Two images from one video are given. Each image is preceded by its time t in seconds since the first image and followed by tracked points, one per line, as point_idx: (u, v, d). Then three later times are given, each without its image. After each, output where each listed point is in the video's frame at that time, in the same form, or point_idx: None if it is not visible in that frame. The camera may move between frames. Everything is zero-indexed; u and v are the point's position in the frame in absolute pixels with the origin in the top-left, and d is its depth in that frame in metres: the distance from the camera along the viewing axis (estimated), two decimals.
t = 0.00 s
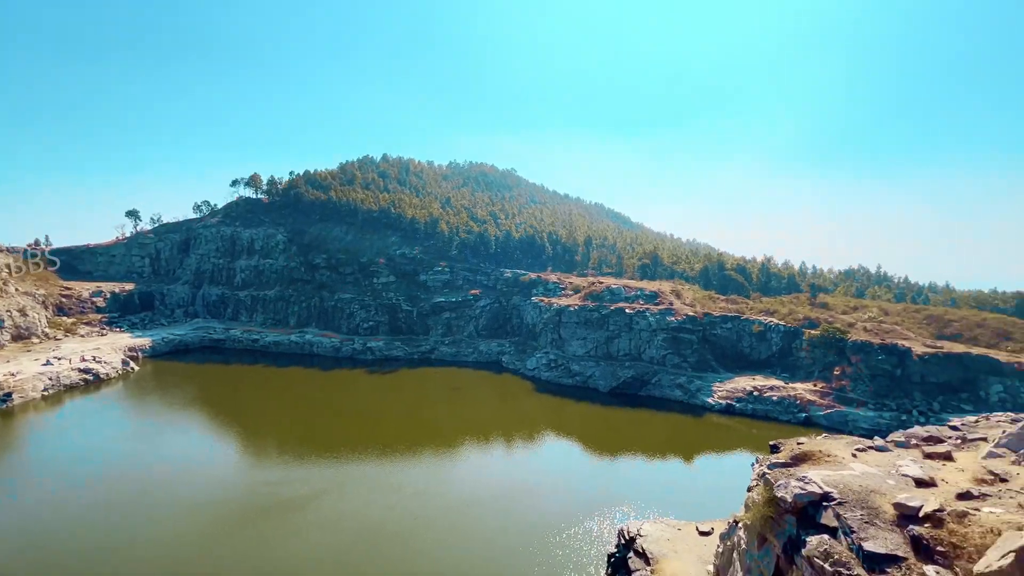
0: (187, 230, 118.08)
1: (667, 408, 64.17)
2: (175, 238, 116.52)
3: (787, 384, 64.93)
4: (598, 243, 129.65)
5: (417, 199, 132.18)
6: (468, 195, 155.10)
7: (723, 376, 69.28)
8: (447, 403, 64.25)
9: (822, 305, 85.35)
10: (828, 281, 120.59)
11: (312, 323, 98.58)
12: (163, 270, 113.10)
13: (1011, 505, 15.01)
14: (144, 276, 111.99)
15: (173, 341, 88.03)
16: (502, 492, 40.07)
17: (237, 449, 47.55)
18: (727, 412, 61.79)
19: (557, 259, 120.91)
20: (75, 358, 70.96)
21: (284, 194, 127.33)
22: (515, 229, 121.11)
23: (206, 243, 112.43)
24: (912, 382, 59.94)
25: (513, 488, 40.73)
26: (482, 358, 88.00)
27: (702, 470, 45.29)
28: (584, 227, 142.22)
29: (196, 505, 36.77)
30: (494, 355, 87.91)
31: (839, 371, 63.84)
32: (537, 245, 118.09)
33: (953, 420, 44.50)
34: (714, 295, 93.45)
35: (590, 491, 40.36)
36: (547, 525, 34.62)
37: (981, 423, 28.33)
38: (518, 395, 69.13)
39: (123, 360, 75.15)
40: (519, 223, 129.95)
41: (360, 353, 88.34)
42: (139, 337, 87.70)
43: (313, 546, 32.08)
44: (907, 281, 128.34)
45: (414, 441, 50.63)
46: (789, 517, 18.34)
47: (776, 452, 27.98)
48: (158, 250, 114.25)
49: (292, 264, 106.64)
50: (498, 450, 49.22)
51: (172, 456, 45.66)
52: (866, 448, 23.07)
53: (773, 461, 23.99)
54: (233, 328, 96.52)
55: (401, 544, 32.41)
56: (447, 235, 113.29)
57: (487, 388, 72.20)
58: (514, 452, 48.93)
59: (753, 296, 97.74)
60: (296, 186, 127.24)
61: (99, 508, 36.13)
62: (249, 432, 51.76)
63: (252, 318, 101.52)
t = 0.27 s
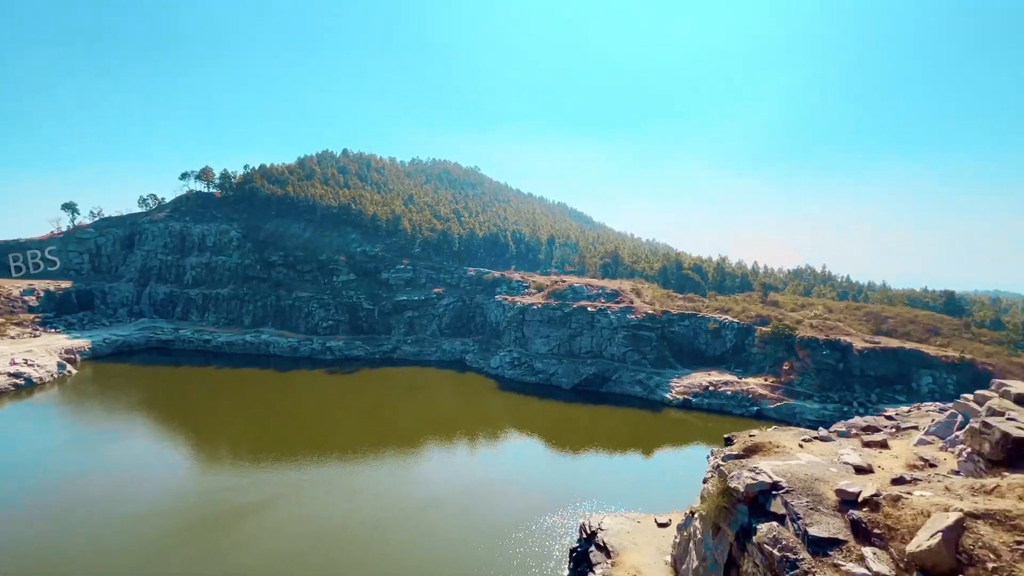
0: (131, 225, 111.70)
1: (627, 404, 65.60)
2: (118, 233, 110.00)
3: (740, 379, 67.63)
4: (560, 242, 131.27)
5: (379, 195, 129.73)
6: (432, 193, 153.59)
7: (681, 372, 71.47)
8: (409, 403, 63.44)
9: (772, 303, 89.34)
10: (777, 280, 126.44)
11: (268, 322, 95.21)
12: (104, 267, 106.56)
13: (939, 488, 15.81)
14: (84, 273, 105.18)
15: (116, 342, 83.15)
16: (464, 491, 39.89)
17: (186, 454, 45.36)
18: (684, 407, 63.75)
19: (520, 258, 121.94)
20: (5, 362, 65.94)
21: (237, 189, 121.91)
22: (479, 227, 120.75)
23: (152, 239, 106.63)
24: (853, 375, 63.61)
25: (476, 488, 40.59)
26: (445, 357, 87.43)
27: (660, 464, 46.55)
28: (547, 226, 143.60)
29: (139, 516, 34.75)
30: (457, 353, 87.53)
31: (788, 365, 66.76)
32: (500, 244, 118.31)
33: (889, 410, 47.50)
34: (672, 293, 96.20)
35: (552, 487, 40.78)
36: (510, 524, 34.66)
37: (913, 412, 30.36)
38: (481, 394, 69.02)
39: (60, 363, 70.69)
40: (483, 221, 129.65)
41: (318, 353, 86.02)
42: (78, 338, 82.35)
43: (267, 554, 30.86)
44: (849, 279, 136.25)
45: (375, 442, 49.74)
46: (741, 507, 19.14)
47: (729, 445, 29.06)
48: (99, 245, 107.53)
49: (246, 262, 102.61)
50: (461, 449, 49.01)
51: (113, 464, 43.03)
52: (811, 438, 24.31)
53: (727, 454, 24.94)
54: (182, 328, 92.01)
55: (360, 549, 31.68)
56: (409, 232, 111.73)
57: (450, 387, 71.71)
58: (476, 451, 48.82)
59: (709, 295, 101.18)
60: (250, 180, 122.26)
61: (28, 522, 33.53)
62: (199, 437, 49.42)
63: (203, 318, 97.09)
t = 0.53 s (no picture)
0: (70, 219, 104.79)
1: (590, 401, 66.66)
2: (55, 228, 102.93)
3: (697, 375, 69.91)
4: (524, 241, 132.09)
5: (340, 192, 126.61)
6: (395, 190, 151.25)
7: (642, 369, 73.21)
8: (371, 403, 62.33)
9: (728, 301, 92.77)
10: (732, 279, 131.49)
11: (222, 322, 91.44)
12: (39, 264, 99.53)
13: (877, 474, 16.82)
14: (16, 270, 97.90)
15: (53, 344, 77.92)
16: (429, 492, 39.49)
17: (132, 462, 42.87)
18: (645, 403, 65.33)
19: (485, 257, 121.78)
20: None
21: (189, 182, 115.84)
22: (443, 225, 119.72)
23: (94, 234, 100.27)
24: (801, 370, 66.90)
25: (439, 487, 40.27)
26: (408, 357, 86.40)
27: (622, 459, 47.58)
28: (511, 224, 144.10)
29: (80, 529, 32.60)
30: (421, 352, 86.71)
31: (742, 361, 69.44)
32: (465, 242, 117.88)
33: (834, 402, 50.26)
34: (633, 292, 98.38)
35: (517, 485, 40.97)
36: (475, 523, 34.59)
37: (855, 404, 32.22)
38: (445, 393, 68.56)
39: None
40: (447, 219, 128.60)
41: (276, 353, 83.26)
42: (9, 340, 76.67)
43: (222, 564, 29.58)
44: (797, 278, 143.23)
45: (336, 443, 48.63)
46: (698, 499, 19.84)
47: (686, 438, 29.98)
48: (33, 240, 100.23)
49: (198, 258, 98.11)
50: (424, 449, 48.55)
51: (50, 475, 40.26)
52: (762, 431, 25.39)
53: (684, 447, 25.72)
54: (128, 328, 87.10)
55: (322, 554, 30.83)
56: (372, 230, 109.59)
57: (413, 386, 70.88)
58: (441, 450, 48.49)
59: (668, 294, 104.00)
60: (203, 173, 116.50)
61: None
62: (146, 442, 46.91)
63: (151, 317, 92.23)
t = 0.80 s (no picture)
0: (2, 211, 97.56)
1: (555, 398, 67.33)
2: None
3: (659, 371, 71.75)
4: (490, 239, 132.15)
5: (301, 187, 123.04)
6: (358, 186, 148.22)
7: (605, 366, 74.49)
8: (333, 404, 60.95)
9: (687, 300, 95.57)
10: (692, 278, 135.62)
11: (174, 321, 87.38)
12: None
13: (824, 464, 17.72)
14: None
15: None
16: (393, 492, 38.96)
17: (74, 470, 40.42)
18: (608, 399, 66.57)
19: (451, 255, 121.04)
20: None
21: (137, 174, 109.18)
22: (408, 223, 118.18)
23: (30, 227, 93.49)
24: (756, 366, 69.64)
25: (404, 487, 39.85)
26: (372, 356, 84.96)
27: (586, 454, 48.39)
28: (477, 222, 143.82)
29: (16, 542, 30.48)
30: (385, 351, 85.52)
31: (701, 358, 71.70)
32: (430, 239, 116.83)
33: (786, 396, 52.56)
34: (597, 290, 99.96)
35: (482, 483, 40.97)
36: (441, 523, 34.39)
37: (805, 398, 33.82)
38: (410, 392, 67.74)
39: None
40: (412, 216, 127.01)
41: (233, 353, 80.21)
42: None
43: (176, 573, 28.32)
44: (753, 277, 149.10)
45: (297, 445, 47.40)
46: (659, 492, 20.41)
47: (648, 433, 30.72)
48: None
49: (147, 255, 93.29)
50: (389, 449, 47.95)
51: None
52: (719, 424, 26.34)
53: (646, 442, 26.34)
54: (69, 328, 81.91)
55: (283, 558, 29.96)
56: (334, 227, 106.98)
57: (377, 386, 69.74)
58: (406, 450, 47.99)
59: (631, 292, 106.27)
60: (153, 165, 110.23)
61: None
62: (90, 449, 44.34)
63: (95, 316, 87.07)
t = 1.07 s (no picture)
0: None
1: (522, 396, 67.62)
2: None
3: (624, 368, 73.11)
4: (458, 237, 131.45)
5: (262, 181, 119.14)
6: (323, 181, 144.66)
7: (573, 363, 75.33)
8: (296, 405, 59.43)
9: (652, 298, 97.67)
10: (656, 277, 138.73)
11: (125, 320, 83.18)
12: None
13: (780, 456, 18.46)
14: None
15: None
16: (357, 494, 38.27)
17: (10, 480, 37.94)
18: (575, 396, 67.37)
19: (418, 252, 119.70)
20: None
21: (83, 165, 103.04)
22: (375, 219, 116.22)
23: None
24: (717, 362, 71.89)
25: (370, 488, 39.25)
26: (337, 355, 83.20)
27: (553, 451, 48.88)
28: (445, 219, 142.79)
29: None
30: (350, 350, 83.92)
31: (665, 355, 73.43)
32: (397, 236, 115.22)
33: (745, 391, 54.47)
34: (565, 289, 100.94)
35: (448, 482, 40.74)
36: (407, 523, 34.03)
37: (761, 392, 35.15)
38: (376, 392, 66.71)
39: None
40: (379, 213, 124.94)
41: (189, 354, 76.99)
42: None
43: None
44: (714, 276, 153.71)
45: (258, 448, 46.00)
46: (624, 486, 20.83)
47: (613, 429, 31.25)
48: None
49: (95, 250, 88.37)
50: (354, 450, 47.13)
51: None
52: (681, 419, 27.08)
53: (611, 438, 26.79)
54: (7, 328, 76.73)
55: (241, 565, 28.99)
56: (297, 222, 104.08)
57: (342, 386, 68.34)
58: (372, 450, 47.31)
59: (597, 290, 107.81)
60: (101, 156, 104.23)
61: None
62: (30, 456, 41.72)
63: (36, 315, 81.87)
